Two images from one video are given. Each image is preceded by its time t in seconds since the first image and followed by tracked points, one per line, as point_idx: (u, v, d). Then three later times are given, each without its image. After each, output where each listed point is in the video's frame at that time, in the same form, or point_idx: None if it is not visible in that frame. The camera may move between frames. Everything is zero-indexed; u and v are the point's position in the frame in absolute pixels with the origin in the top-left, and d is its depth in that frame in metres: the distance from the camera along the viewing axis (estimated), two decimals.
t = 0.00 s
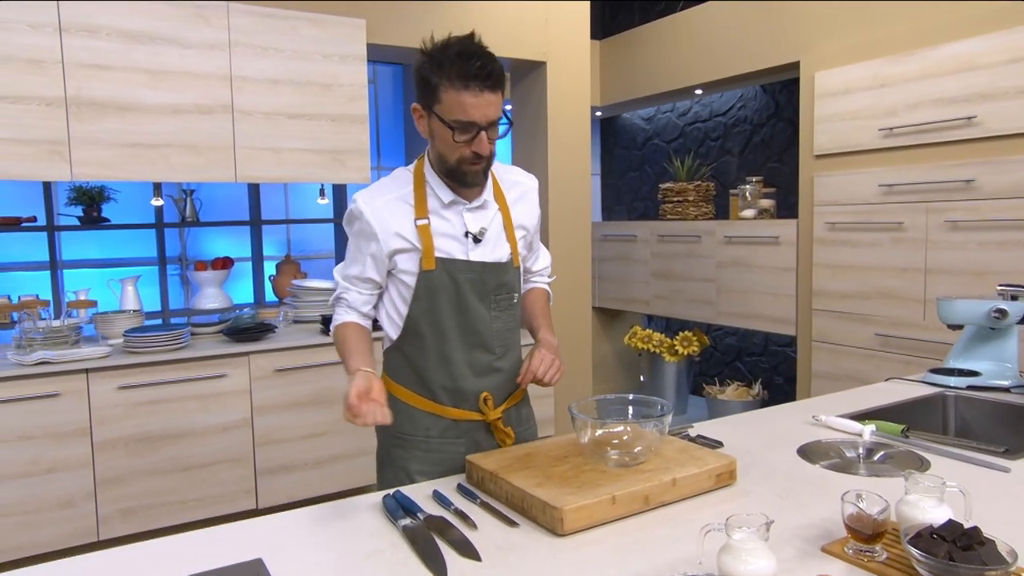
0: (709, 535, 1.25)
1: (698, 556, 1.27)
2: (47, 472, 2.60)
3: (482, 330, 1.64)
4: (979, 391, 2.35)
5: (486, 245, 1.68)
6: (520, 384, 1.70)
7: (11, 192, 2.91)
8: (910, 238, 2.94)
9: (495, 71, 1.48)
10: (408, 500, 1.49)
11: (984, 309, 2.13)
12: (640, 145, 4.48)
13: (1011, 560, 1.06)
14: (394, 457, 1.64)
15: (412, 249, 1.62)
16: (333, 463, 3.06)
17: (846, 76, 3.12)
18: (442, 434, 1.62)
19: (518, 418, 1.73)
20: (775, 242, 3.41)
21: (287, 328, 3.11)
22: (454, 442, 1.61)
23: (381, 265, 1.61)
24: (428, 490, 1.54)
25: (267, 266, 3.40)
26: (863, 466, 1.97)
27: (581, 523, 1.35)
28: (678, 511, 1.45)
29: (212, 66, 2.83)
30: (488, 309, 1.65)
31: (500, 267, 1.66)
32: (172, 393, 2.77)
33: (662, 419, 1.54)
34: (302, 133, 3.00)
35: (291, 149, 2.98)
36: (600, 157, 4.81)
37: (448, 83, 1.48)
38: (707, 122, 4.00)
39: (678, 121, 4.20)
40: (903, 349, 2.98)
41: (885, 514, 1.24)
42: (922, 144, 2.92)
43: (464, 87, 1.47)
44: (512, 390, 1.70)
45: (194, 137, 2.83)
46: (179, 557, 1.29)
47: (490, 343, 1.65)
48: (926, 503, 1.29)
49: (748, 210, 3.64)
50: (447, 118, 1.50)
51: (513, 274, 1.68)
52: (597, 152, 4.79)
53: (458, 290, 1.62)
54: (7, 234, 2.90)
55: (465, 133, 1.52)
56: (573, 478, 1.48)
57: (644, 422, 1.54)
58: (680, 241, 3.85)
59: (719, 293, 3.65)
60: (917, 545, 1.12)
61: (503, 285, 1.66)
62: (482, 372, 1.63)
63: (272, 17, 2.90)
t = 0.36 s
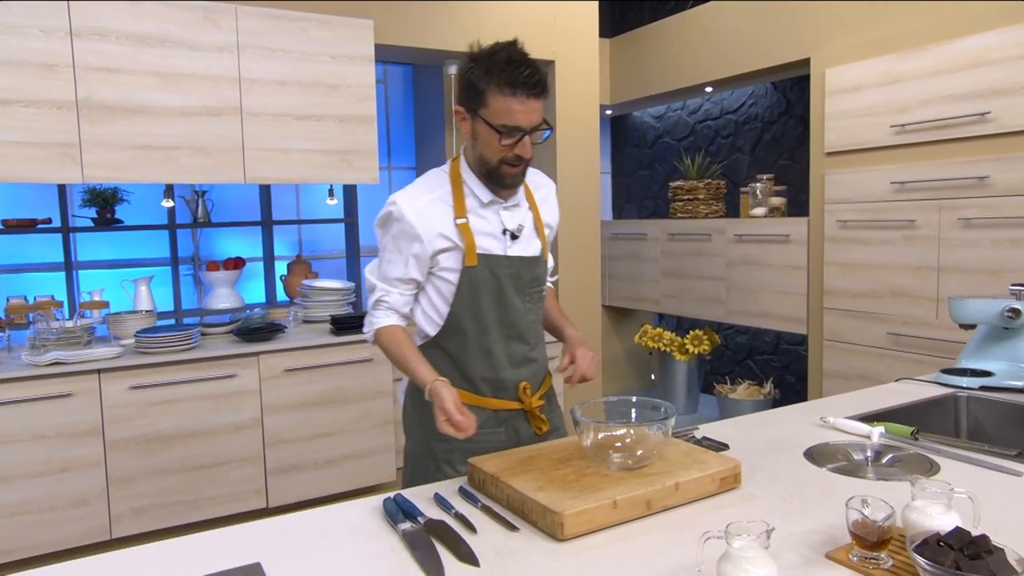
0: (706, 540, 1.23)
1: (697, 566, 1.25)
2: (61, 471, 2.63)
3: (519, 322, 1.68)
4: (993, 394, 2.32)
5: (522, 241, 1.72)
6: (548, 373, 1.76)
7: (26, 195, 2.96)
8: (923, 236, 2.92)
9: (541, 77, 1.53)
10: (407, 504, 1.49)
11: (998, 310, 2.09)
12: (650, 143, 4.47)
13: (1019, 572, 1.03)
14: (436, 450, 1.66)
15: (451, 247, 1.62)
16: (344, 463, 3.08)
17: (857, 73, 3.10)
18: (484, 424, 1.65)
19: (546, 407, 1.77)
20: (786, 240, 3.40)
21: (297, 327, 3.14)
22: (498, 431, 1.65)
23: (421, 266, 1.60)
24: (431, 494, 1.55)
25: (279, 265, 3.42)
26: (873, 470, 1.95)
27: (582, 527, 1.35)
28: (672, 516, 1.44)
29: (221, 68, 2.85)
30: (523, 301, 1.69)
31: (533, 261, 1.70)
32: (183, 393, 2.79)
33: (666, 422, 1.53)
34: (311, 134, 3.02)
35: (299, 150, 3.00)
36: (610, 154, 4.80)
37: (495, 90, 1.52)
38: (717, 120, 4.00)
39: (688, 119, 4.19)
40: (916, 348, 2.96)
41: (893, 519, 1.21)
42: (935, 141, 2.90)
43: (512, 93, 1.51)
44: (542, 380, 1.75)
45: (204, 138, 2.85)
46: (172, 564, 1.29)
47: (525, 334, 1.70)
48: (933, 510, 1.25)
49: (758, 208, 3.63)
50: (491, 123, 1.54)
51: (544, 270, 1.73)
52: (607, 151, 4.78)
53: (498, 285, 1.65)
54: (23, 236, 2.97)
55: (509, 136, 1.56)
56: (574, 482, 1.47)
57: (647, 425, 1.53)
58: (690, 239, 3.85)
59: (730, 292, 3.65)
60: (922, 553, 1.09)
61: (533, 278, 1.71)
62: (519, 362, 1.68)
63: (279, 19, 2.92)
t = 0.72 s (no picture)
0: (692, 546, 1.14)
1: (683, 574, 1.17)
2: (71, 469, 2.66)
3: (557, 318, 1.71)
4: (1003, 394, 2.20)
5: (570, 243, 1.73)
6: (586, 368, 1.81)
7: (42, 195, 2.99)
8: (936, 236, 2.88)
9: (605, 83, 1.56)
10: (399, 506, 1.43)
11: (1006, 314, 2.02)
12: (662, 142, 4.46)
13: None
14: (467, 435, 1.77)
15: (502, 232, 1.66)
16: (352, 462, 3.10)
17: (869, 70, 3.06)
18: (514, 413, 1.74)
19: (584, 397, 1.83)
20: (798, 239, 3.38)
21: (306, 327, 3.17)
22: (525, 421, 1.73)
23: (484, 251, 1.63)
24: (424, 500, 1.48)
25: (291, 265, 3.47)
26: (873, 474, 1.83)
27: (571, 533, 1.27)
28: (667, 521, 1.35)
29: (229, 69, 2.87)
30: (563, 298, 1.72)
31: (578, 259, 1.72)
32: (191, 392, 2.82)
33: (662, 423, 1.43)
34: (319, 135, 3.04)
35: (307, 151, 3.02)
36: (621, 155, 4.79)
37: (560, 85, 1.55)
38: (730, 119, 3.98)
39: (700, 118, 4.17)
40: (928, 349, 2.92)
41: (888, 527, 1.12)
42: (948, 139, 2.85)
43: (577, 89, 1.54)
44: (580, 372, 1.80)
45: (212, 139, 2.87)
46: (153, 566, 1.23)
47: (563, 329, 1.73)
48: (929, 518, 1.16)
49: (770, 207, 3.61)
50: (554, 116, 1.57)
51: (590, 271, 1.74)
52: (617, 151, 4.77)
53: (536, 282, 1.68)
54: (42, 237, 3.02)
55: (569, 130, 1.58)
56: (566, 487, 1.40)
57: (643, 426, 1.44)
58: (701, 239, 3.87)
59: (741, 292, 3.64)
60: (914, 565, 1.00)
61: (578, 277, 1.73)
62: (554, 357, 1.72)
63: (287, 20, 2.94)
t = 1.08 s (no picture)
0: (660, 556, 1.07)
1: None
2: (71, 466, 2.68)
3: (574, 318, 1.72)
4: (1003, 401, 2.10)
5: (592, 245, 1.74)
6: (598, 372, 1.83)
7: (51, 195, 3.03)
8: (943, 239, 2.83)
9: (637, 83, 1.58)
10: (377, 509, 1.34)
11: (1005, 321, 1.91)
12: (670, 143, 4.44)
13: None
14: (479, 430, 1.81)
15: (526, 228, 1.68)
16: (351, 462, 3.11)
17: (877, 71, 3.02)
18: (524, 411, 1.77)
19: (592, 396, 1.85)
20: (803, 242, 3.35)
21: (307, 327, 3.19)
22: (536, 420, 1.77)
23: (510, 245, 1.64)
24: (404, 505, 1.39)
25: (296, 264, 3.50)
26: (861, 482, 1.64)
27: (546, 541, 1.18)
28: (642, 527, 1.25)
29: (231, 70, 2.88)
30: (582, 300, 1.72)
31: (600, 262, 1.72)
32: (191, 391, 2.83)
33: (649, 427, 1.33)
34: (320, 136, 3.05)
35: (308, 152, 3.03)
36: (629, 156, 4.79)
37: (594, 84, 1.57)
38: (737, 120, 3.96)
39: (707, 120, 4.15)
40: (934, 354, 2.87)
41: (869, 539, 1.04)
42: (955, 141, 2.80)
43: (609, 87, 1.56)
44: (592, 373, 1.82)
45: (214, 139, 2.88)
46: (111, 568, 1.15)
47: (579, 330, 1.74)
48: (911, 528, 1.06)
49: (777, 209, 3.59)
50: (585, 113, 1.57)
51: (611, 273, 1.74)
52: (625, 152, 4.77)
53: (556, 280, 1.69)
54: (49, 236, 3.05)
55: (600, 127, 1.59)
56: (544, 493, 1.30)
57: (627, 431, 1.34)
58: (707, 241, 3.85)
59: (746, 294, 3.63)
60: None
61: (598, 280, 1.73)
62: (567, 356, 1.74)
63: (288, 21, 2.96)
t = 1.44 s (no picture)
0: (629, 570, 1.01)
1: None
2: (67, 464, 2.68)
3: (572, 333, 1.64)
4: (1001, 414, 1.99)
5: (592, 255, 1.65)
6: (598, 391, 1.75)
7: (56, 192, 3.04)
8: (948, 247, 2.77)
9: (638, 75, 1.51)
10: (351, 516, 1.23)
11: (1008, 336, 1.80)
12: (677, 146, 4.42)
13: None
14: (470, 445, 1.78)
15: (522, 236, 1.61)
16: (346, 464, 3.12)
17: (884, 75, 2.97)
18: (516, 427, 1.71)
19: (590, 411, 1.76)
20: (807, 248, 3.31)
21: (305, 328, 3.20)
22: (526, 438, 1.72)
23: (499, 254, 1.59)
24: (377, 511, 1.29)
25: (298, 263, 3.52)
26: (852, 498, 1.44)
27: (520, 553, 1.08)
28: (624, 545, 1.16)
29: (231, 70, 2.88)
30: (582, 314, 1.64)
31: (602, 275, 1.63)
32: (187, 391, 2.84)
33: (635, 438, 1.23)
34: (320, 137, 3.05)
35: (307, 152, 3.03)
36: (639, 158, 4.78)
37: (594, 79, 1.50)
38: (745, 123, 3.92)
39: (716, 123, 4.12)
40: (937, 364, 2.82)
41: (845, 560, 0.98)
42: (962, 146, 2.74)
43: (609, 80, 1.49)
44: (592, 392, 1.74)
45: (213, 138, 2.88)
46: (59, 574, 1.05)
47: (578, 346, 1.66)
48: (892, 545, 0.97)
49: (783, 214, 3.55)
50: (587, 109, 1.50)
51: (615, 286, 1.65)
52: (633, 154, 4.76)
53: (553, 292, 1.61)
54: (53, 234, 3.06)
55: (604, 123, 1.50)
56: (521, 504, 1.20)
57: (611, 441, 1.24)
58: (711, 245, 3.83)
59: (750, 300, 3.59)
60: None
61: (601, 294, 1.64)
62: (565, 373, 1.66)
63: (290, 22, 2.96)
